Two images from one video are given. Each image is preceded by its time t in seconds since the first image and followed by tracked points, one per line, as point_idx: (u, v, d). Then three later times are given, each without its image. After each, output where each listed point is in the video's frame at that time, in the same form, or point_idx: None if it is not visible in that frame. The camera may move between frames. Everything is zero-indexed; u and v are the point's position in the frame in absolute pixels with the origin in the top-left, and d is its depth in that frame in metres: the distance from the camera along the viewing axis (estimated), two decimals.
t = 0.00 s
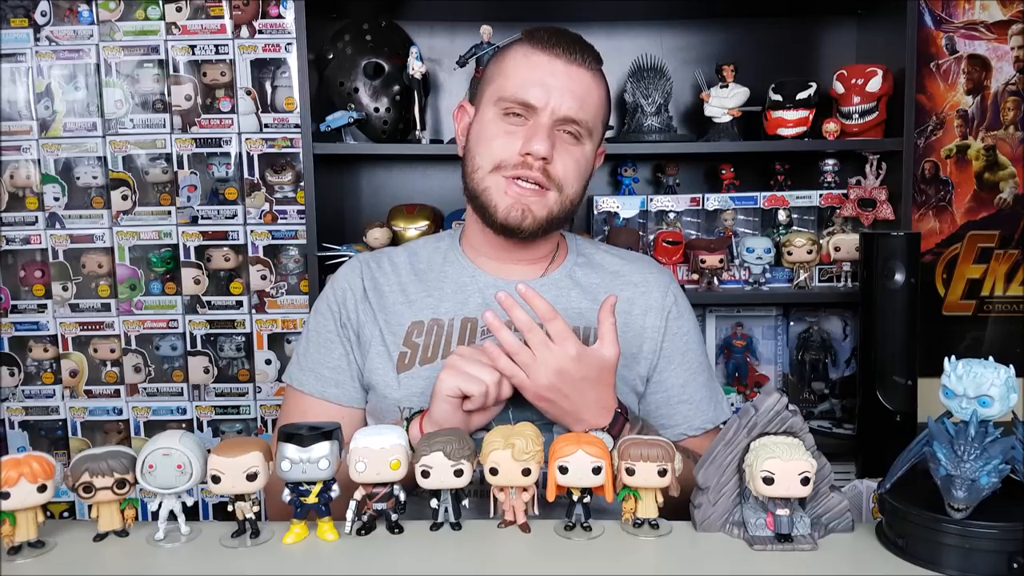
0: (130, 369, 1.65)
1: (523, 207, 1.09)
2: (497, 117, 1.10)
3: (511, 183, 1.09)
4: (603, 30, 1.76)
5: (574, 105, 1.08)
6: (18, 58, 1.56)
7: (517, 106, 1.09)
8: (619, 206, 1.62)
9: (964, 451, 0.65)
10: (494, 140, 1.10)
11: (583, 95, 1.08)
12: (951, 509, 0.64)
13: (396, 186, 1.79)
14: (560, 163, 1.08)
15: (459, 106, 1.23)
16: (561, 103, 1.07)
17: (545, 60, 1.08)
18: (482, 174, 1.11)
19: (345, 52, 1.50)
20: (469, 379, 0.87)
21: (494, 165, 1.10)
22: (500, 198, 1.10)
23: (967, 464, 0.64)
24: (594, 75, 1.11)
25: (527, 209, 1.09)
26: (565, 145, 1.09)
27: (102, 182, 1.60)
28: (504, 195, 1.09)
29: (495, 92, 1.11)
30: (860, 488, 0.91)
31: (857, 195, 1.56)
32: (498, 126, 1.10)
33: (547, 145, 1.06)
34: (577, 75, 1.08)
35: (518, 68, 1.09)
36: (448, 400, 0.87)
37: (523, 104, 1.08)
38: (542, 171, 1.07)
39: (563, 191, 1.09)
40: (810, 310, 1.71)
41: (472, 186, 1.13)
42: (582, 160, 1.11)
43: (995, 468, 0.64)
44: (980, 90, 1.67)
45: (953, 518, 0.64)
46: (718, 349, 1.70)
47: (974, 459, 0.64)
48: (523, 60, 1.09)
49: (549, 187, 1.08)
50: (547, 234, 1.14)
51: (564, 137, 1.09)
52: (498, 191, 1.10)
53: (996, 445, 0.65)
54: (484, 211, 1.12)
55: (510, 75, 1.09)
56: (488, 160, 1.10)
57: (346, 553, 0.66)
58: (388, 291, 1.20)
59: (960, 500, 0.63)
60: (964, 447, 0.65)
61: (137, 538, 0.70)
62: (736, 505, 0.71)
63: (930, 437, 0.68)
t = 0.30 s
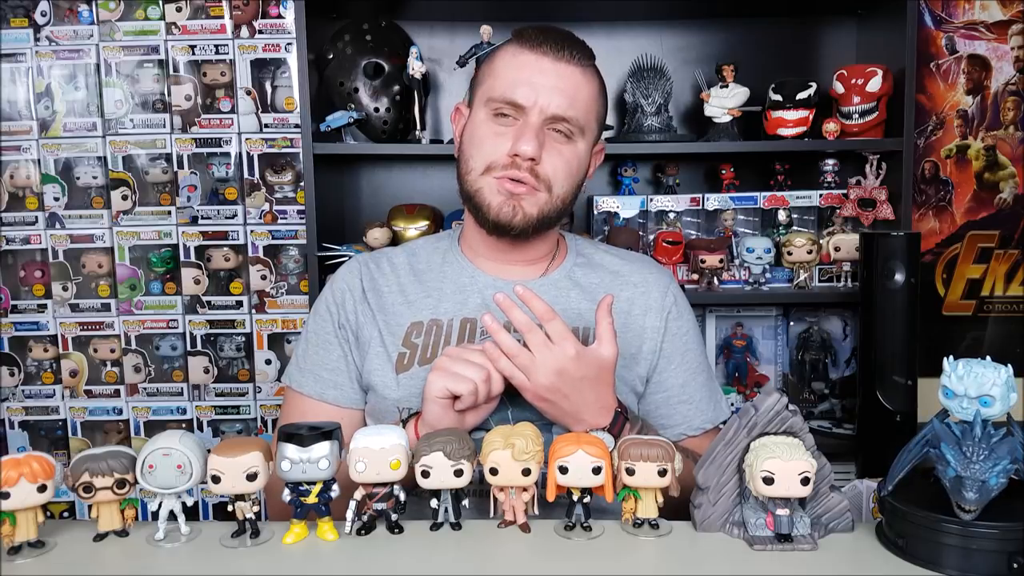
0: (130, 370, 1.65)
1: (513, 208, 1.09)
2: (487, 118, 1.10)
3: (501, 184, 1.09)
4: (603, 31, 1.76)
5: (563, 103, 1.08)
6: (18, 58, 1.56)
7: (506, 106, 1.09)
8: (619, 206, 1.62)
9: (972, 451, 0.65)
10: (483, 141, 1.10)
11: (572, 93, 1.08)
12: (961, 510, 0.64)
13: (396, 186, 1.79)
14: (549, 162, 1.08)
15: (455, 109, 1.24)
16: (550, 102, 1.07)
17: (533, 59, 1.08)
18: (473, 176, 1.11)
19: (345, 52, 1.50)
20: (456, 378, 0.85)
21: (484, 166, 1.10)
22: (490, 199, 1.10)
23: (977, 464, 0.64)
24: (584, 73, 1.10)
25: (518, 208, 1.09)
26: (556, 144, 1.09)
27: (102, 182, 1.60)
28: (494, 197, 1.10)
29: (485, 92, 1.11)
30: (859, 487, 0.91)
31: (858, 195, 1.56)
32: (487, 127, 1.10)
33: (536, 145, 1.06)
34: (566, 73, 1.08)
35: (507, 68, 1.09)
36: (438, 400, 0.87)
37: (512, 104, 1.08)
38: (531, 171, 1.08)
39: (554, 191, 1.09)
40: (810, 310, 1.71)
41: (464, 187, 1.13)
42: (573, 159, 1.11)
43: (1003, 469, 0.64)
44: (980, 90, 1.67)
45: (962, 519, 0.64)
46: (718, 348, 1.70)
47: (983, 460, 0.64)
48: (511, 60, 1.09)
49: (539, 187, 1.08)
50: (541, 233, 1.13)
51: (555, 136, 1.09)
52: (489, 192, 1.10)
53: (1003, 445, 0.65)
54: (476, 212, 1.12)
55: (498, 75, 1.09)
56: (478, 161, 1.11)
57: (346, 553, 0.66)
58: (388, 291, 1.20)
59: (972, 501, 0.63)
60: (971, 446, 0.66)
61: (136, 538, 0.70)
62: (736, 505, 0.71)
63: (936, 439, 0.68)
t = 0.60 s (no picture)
0: (130, 370, 1.65)
1: (509, 213, 1.10)
2: (483, 123, 1.10)
3: (498, 190, 1.10)
4: (603, 31, 1.76)
5: (559, 107, 1.07)
6: (18, 58, 1.56)
7: (501, 111, 1.08)
8: (619, 206, 1.62)
9: (980, 452, 0.64)
10: (479, 146, 1.10)
11: (568, 96, 1.07)
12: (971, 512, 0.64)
13: (396, 186, 1.79)
14: (546, 167, 1.08)
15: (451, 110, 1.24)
16: (546, 106, 1.07)
17: (528, 62, 1.07)
18: (469, 182, 1.12)
19: (345, 52, 1.50)
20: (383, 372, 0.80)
21: (480, 171, 1.10)
22: (486, 204, 1.11)
23: (987, 465, 0.63)
24: (579, 74, 1.09)
25: (513, 215, 1.10)
26: (551, 149, 1.09)
27: (102, 182, 1.60)
28: (490, 202, 1.10)
29: (480, 96, 1.10)
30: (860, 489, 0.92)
31: (857, 195, 1.56)
32: (483, 131, 1.09)
33: (531, 150, 1.06)
34: (561, 77, 1.07)
35: (501, 71, 1.08)
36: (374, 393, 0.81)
37: (507, 108, 1.08)
38: (527, 176, 1.08)
39: (551, 196, 1.09)
40: (810, 310, 1.71)
41: (460, 191, 1.14)
42: (570, 162, 1.10)
43: (1011, 469, 0.64)
44: (980, 90, 1.67)
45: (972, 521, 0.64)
46: (718, 348, 1.70)
47: (993, 461, 0.63)
48: (506, 63, 1.08)
49: (536, 192, 1.09)
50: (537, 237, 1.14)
51: (551, 140, 1.09)
52: (484, 199, 1.11)
53: (1011, 445, 0.65)
54: (473, 216, 1.13)
55: (493, 79, 1.09)
56: (474, 167, 1.11)
57: (346, 553, 0.66)
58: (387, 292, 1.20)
59: (983, 502, 0.63)
60: (978, 446, 0.65)
61: (137, 538, 0.70)
62: (736, 505, 0.70)
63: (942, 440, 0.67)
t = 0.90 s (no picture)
0: (131, 369, 1.65)
1: (537, 219, 1.09)
2: (479, 141, 1.04)
3: (518, 200, 1.08)
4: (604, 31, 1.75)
5: (551, 102, 0.99)
6: (18, 58, 1.56)
7: (495, 125, 1.01)
8: (619, 206, 1.62)
9: (989, 453, 0.64)
10: (486, 163, 1.06)
11: (554, 86, 0.99)
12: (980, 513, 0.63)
13: (396, 186, 1.79)
14: (557, 165, 1.03)
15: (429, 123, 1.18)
16: (538, 106, 0.99)
17: (501, 66, 0.98)
18: (486, 200, 1.09)
19: (345, 52, 1.50)
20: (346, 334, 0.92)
21: (496, 188, 1.07)
22: (511, 218, 1.09)
23: (996, 466, 0.63)
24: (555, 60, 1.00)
25: (539, 219, 1.09)
26: (555, 145, 1.03)
27: (102, 182, 1.60)
28: (515, 215, 1.09)
29: (466, 116, 1.03)
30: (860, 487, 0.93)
31: (857, 195, 1.56)
32: (482, 148, 1.04)
33: (540, 153, 1.01)
34: (541, 71, 0.99)
35: (479, 84, 1.00)
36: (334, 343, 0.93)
37: (501, 121, 1.01)
38: (543, 179, 1.05)
39: (568, 188, 1.06)
40: (810, 310, 1.71)
41: (478, 211, 1.12)
42: (575, 149, 1.05)
43: (1020, 469, 0.63)
44: (980, 90, 1.67)
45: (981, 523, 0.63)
46: (718, 348, 1.70)
47: (1001, 462, 0.63)
48: (482, 75, 1.00)
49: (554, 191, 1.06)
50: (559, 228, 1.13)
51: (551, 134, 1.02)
52: (507, 213, 1.09)
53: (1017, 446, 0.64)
54: (499, 232, 1.12)
55: (473, 93, 1.01)
56: (487, 184, 1.08)
57: (346, 553, 0.66)
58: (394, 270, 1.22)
59: (996, 505, 0.62)
60: (986, 446, 0.64)
61: (137, 538, 0.70)
62: (736, 505, 0.70)
63: (949, 442, 0.66)
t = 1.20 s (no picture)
0: (130, 370, 1.65)
1: (528, 225, 1.10)
2: (464, 149, 1.08)
3: (508, 208, 1.09)
4: (604, 31, 1.76)
5: (530, 104, 1.05)
6: (18, 58, 1.56)
7: (479, 131, 1.06)
8: (619, 206, 1.62)
9: (998, 453, 0.63)
10: (473, 172, 1.08)
11: (533, 89, 1.05)
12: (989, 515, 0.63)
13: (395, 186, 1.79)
14: (543, 169, 1.06)
15: (415, 141, 1.21)
16: (518, 110, 1.04)
17: (480, 75, 1.05)
18: (477, 210, 1.10)
19: (345, 52, 1.50)
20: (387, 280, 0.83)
21: (486, 197, 1.08)
22: (504, 225, 1.09)
23: (1006, 466, 0.62)
24: (534, 65, 1.07)
25: (531, 225, 1.10)
26: (539, 147, 1.07)
27: (102, 182, 1.60)
28: (507, 221, 1.09)
29: (451, 126, 1.08)
30: (861, 488, 0.93)
31: (858, 195, 1.56)
32: (469, 157, 1.07)
33: (525, 158, 1.04)
34: (520, 76, 1.05)
35: (461, 94, 1.06)
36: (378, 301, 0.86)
37: (484, 126, 1.05)
38: (531, 184, 1.07)
39: (556, 191, 1.09)
40: (810, 310, 1.71)
41: (470, 222, 1.12)
42: (559, 152, 1.09)
43: None
44: (980, 90, 1.67)
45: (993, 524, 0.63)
46: (718, 348, 1.70)
47: (1010, 461, 0.62)
48: (463, 84, 1.06)
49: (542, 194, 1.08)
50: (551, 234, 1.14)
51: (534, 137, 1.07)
52: (498, 221, 1.09)
53: None
54: (493, 240, 1.11)
55: (455, 103, 1.07)
56: (476, 194, 1.09)
57: (346, 553, 0.66)
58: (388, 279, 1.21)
59: (1007, 505, 0.61)
60: (994, 446, 0.63)
61: (137, 538, 0.70)
62: (736, 505, 0.70)
63: (957, 444, 0.65)
